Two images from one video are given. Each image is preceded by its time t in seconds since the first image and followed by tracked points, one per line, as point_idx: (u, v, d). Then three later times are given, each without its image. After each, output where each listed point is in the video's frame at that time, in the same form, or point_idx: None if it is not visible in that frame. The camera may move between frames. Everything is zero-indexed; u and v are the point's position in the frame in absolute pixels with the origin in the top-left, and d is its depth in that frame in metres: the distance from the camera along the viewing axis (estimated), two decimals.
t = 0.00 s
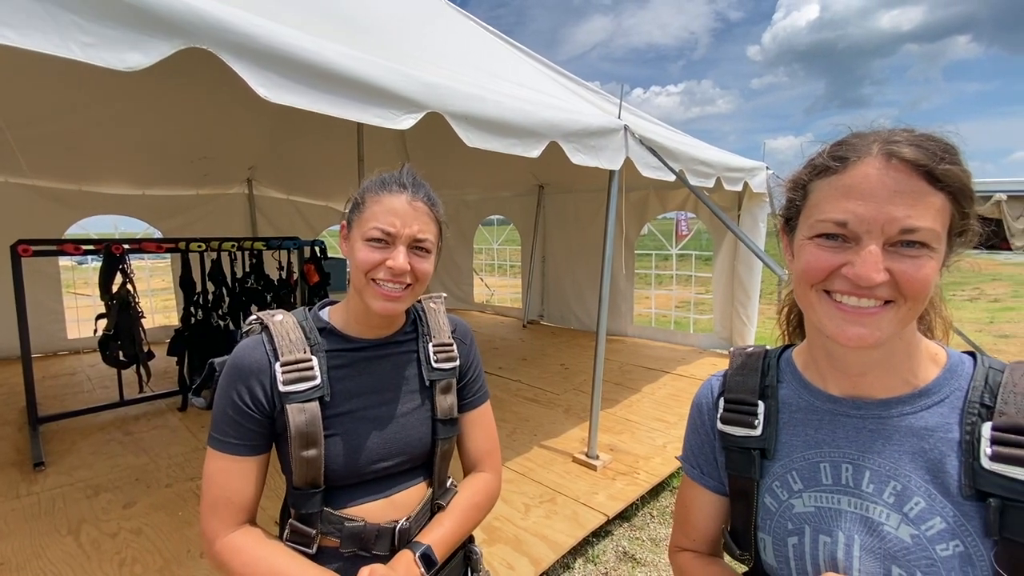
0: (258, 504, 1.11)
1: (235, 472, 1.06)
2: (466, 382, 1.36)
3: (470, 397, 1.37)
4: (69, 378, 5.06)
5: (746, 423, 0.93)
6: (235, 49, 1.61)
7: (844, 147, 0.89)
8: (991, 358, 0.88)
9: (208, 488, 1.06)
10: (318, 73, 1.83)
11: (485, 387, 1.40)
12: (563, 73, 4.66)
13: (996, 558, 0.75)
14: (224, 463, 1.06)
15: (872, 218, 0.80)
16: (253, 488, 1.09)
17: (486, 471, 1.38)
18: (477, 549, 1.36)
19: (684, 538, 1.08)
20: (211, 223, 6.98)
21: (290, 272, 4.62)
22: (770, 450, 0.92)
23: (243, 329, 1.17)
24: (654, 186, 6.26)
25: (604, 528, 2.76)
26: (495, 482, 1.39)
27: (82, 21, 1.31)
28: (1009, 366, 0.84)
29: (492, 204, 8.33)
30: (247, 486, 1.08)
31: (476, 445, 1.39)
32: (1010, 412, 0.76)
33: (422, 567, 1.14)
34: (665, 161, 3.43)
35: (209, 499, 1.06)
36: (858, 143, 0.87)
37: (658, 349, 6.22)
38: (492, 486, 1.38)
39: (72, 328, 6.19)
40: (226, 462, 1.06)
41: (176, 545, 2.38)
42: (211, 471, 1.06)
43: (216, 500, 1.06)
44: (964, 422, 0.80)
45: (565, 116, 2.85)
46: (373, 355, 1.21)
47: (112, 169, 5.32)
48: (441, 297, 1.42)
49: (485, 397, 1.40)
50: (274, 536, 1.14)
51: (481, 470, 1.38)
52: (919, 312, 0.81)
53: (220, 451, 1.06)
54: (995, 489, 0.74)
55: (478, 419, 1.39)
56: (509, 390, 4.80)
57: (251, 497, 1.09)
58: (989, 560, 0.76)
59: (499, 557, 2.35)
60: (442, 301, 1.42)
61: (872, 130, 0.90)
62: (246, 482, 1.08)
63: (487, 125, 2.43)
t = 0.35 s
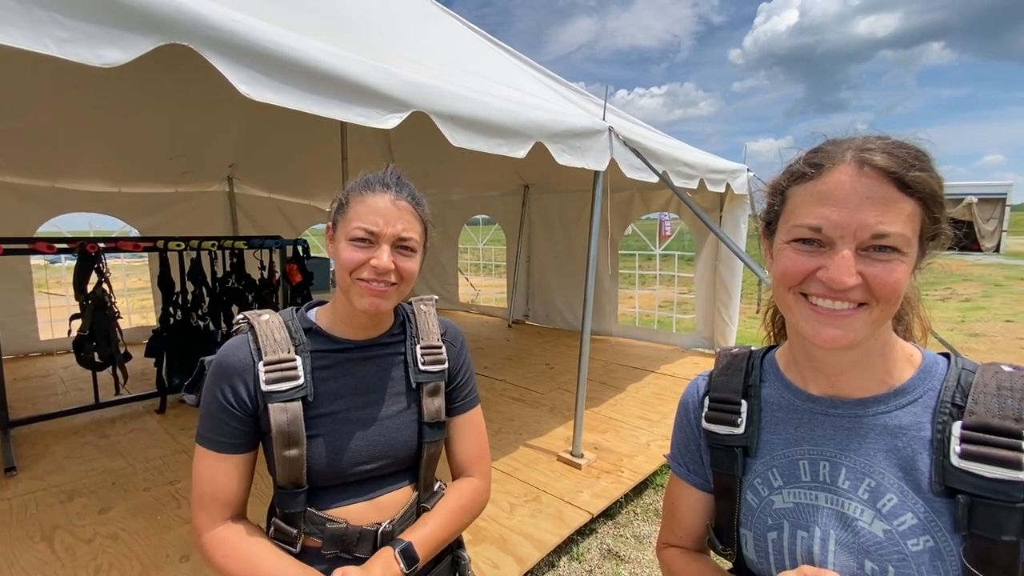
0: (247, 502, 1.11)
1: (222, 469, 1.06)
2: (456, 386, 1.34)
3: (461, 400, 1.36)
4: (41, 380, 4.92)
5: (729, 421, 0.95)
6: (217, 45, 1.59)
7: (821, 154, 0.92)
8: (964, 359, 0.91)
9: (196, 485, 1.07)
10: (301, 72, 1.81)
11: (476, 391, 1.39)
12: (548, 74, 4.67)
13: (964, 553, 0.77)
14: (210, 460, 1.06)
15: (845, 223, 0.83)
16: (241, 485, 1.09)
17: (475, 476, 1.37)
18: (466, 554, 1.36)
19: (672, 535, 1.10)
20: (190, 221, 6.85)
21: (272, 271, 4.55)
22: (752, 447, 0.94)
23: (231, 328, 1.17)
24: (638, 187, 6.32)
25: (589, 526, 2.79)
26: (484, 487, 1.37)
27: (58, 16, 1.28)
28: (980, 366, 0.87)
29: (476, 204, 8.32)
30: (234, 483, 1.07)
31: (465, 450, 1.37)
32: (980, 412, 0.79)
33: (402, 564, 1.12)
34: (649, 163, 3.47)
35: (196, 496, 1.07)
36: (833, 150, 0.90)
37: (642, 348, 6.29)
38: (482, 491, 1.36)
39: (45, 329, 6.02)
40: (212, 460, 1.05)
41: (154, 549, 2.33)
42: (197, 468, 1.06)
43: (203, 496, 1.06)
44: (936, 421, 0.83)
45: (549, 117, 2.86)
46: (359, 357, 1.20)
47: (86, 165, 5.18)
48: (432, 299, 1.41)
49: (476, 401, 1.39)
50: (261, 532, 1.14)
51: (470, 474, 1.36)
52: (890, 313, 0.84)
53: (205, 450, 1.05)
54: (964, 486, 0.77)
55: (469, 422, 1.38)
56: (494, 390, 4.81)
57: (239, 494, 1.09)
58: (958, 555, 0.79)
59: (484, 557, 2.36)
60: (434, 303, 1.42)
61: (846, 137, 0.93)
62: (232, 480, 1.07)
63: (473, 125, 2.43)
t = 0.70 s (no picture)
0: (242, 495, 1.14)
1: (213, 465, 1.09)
2: (444, 385, 1.34)
3: (448, 400, 1.36)
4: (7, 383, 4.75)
5: (706, 419, 0.98)
6: (193, 42, 1.56)
7: (789, 160, 0.95)
8: (927, 355, 0.94)
9: (192, 478, 1.10)
10: (281, 70, 1.80)
11: (463, 390, 1.38)
12: (530, 74, 4.69)
13: (928, 542, 0.81)
14: (202, 454, 1.08)
15: (812, 227, 0.87)
16: (233, 480, 1.12)
17: (458, 475, 1.36)
18: (454, 552, 1.37)
19: (650, 533, 1.13)
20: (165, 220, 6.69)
21: (250, 271, 4.49)
22: (728, 444, 0.98)
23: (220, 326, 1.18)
24: (619, 188, 6.38)
25: (570, 524, 2.82)
26: (468, 486, 1.37)
27: (29, 9, 1.25)
28: (942, 363, 0.91)
29: (458, 204, 8.31)
30: (225, 477, 1.10)
31: (450, 448, 1.37)
32: (942, 407, 0.82)
33: (389, 556, 1.12)
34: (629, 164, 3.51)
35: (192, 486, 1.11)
36: (800, 155, 0.94)
37: (622, 346, 6.37)
38: (465, 491, 1.36)
39: (10, 331, 5.81)
40: (203, 454, 1.08)
41: (129, 555, 2.28)
42: (192, 461, 1.10)
43: (197, 488, 1.09)
44: (901, 416, 0.86)
45: (531, 118, 2.89)
46: (345, 356, 1.20)
47: (54, 162, 5.02)
48: (421, 298, 1.40)
49: (463, 401, 1.39)
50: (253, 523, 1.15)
51: (454, 473, 1.36)
52: (856, 312, 0.88)
53: (198, 444, 1.08)
54: (927, 478, 0.79)
55: (456, 421, 1.38)
56: (476, 390, 4.82)
57: (233, 487, 1.11)
58: (922, 544, 0.82)
59: (466, 555, 2.37)
60: (423, 302, 1.41)
61: (814, 143, 0.97)
62: (225, 474, 1.10)
63: (455, 125, 2.44)
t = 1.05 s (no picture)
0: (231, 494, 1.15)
1: (206, 460, 1.10)
2: (437, 379, 1.36)
3: (441, 393, 1.37)
4: None
5: (684, 414, 1.03)
6: (172, 39, 1.55)
7: (760, 165, 1.00)
8: (891, 349, 1.00)
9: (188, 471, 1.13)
10: (262, 68, 1.79)
11: (457, 383, 1.40)
12: (511, 75, 4.72)
13: (894, 525, 0.85)
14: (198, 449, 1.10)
15: (783, 228, 0.92)
16: (221, 477, 1.13)
17: (457, 460, 1.40)
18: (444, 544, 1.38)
19: (631, 529, 1.16)
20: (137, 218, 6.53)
21: (226, 270, 4.43)
22: (706, 438, 1.02)
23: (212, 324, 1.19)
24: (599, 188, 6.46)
25: (552, 520, 2.86)
26: (466, 473, 1.40)
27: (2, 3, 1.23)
28: (904, 356, 0.96)
29: (439, 203, 8.30)
30: (213, 473, 1.11)
31: (446, 438, 1.39)
32: (904, 397, 0.86)
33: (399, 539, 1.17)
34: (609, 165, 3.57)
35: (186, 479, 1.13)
36: (771, 161, 0.99)
37: (603, 345, 6.46)
38: (464, 477, 1.39)
39: None
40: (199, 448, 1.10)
41: (104, 560, 2.24)
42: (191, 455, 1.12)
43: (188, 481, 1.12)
44: (867, 406, 0.91)
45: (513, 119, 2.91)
46: (336, 351, 1.22)
47: (20, 159, 4.86)
48: (413, 295, 1.41)
49: (458, 393, 1.41)
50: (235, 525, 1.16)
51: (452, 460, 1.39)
52: (825, 308, 0.92)
53: (195, 438, 1.10)
54: (892, 464, 0.84)
55: (452, 411, 1.40)
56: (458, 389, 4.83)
57: (222, 484, 1.13)
58: (890, 528, 0.86)
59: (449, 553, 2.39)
60: (415, 299, 1.42)
61: (784, 149, 1.02)
62: (214, 469, 1.12)
63: (438, 125, 2.45)
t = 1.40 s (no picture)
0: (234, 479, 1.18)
1: (207, 449, 1.12)
2: (433, 371, 1.38)
3: (438, 385, 1.41)
4: None
5: (664, 402, 1.08)
6: (155, 35, 1.54)
7: (734, 166, 1.06)
8: (857, 339, 1.06)
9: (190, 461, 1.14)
10: (246, 66, 1.79)
11: (453, 375, 1.43)
12: (494, 75, 4.75)
13: (860, 502, 0.90)
14: (199, 440, 1.12)
15: (755, 225, 0.97)
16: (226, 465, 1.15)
17: (453, 450, 1.43)
18: (442, 531, 1.41)
19: (614, 516, 1.21)
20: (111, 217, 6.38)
21: (205, 270, 4.39)
22: (684, 424, 1.07)
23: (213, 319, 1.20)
24: (581, 188, 6.52)
25: (536, 516, 2.91)
26: (463, 462, 1.44)
27: None
28: (869, 345, 1.03)
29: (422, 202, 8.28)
30: (219, 462, 1.14)
31: (441, 428, 1.42)
32: (869, 382, 0.93)
33: (394, 521, 1.19)
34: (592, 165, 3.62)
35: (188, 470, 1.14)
36: (744, 161, 1.05)
37: (585, 343, 6.53)
38: (460, 465, 1.43)
39: None
40: (200, 439, 1.12)
41: (83, 563, 2.21)
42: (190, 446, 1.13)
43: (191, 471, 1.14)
44: (835, 391, 0.97)
45: (497, 119, 2.94)
46: (335, 344, 1.24)
47: None
48: (407, 290, 1.44)
49: (455, 383, 1.44)
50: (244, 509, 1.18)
51: (449, 449, 1.42)
52: (794, 300, 0.98)
53: (195, 430, 1.12)
54: (859, 445, 0.89)
55: (447, 403, 1.43)
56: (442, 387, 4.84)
57: (225, 470, 1.15)
58: (856, 505, 0.92)
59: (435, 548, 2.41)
60: (410, 294, 1.45)
61: (758, 150, 1.07)
62: (219, 457, 1.14)
63: (422, 125, 2.47)
